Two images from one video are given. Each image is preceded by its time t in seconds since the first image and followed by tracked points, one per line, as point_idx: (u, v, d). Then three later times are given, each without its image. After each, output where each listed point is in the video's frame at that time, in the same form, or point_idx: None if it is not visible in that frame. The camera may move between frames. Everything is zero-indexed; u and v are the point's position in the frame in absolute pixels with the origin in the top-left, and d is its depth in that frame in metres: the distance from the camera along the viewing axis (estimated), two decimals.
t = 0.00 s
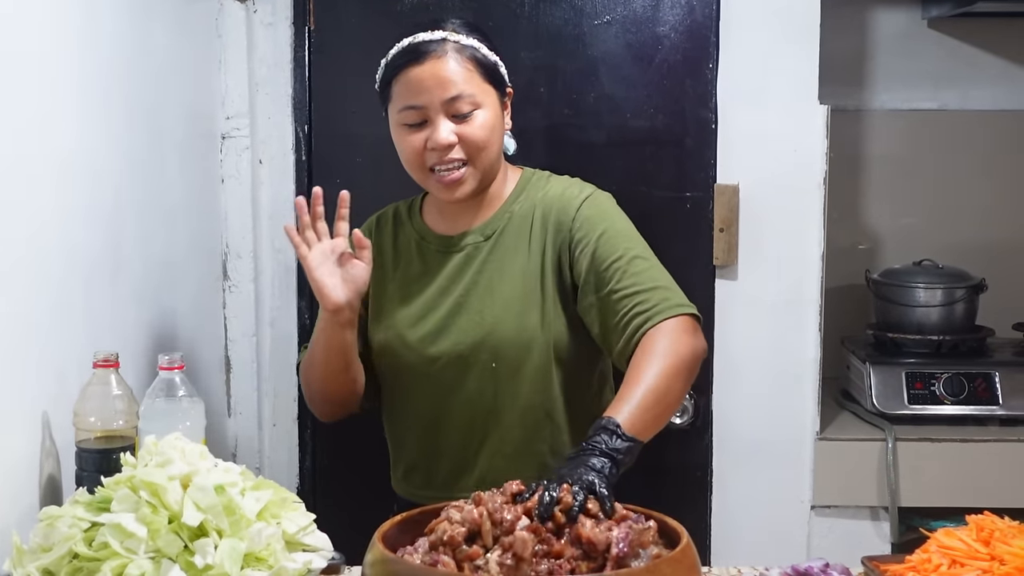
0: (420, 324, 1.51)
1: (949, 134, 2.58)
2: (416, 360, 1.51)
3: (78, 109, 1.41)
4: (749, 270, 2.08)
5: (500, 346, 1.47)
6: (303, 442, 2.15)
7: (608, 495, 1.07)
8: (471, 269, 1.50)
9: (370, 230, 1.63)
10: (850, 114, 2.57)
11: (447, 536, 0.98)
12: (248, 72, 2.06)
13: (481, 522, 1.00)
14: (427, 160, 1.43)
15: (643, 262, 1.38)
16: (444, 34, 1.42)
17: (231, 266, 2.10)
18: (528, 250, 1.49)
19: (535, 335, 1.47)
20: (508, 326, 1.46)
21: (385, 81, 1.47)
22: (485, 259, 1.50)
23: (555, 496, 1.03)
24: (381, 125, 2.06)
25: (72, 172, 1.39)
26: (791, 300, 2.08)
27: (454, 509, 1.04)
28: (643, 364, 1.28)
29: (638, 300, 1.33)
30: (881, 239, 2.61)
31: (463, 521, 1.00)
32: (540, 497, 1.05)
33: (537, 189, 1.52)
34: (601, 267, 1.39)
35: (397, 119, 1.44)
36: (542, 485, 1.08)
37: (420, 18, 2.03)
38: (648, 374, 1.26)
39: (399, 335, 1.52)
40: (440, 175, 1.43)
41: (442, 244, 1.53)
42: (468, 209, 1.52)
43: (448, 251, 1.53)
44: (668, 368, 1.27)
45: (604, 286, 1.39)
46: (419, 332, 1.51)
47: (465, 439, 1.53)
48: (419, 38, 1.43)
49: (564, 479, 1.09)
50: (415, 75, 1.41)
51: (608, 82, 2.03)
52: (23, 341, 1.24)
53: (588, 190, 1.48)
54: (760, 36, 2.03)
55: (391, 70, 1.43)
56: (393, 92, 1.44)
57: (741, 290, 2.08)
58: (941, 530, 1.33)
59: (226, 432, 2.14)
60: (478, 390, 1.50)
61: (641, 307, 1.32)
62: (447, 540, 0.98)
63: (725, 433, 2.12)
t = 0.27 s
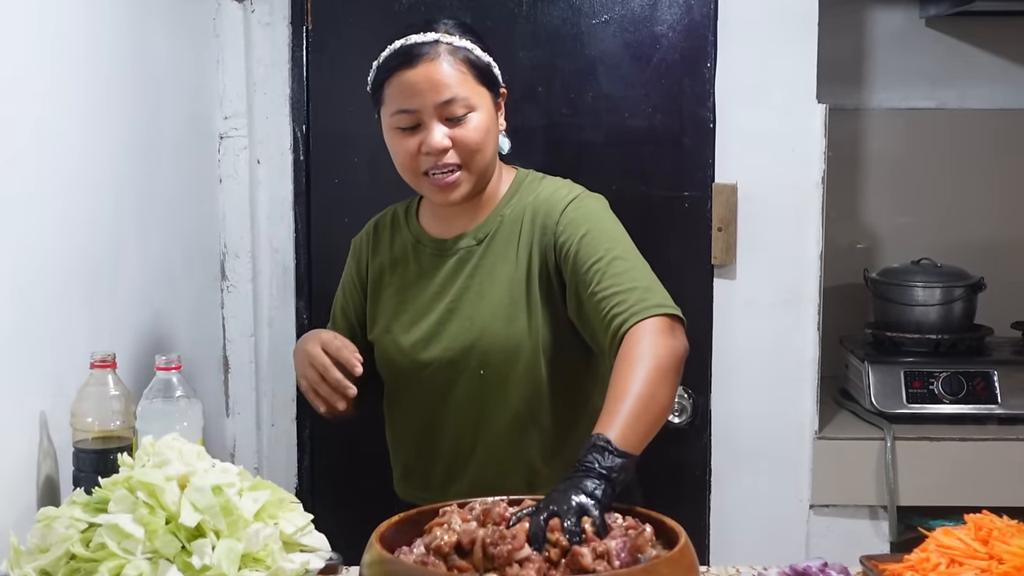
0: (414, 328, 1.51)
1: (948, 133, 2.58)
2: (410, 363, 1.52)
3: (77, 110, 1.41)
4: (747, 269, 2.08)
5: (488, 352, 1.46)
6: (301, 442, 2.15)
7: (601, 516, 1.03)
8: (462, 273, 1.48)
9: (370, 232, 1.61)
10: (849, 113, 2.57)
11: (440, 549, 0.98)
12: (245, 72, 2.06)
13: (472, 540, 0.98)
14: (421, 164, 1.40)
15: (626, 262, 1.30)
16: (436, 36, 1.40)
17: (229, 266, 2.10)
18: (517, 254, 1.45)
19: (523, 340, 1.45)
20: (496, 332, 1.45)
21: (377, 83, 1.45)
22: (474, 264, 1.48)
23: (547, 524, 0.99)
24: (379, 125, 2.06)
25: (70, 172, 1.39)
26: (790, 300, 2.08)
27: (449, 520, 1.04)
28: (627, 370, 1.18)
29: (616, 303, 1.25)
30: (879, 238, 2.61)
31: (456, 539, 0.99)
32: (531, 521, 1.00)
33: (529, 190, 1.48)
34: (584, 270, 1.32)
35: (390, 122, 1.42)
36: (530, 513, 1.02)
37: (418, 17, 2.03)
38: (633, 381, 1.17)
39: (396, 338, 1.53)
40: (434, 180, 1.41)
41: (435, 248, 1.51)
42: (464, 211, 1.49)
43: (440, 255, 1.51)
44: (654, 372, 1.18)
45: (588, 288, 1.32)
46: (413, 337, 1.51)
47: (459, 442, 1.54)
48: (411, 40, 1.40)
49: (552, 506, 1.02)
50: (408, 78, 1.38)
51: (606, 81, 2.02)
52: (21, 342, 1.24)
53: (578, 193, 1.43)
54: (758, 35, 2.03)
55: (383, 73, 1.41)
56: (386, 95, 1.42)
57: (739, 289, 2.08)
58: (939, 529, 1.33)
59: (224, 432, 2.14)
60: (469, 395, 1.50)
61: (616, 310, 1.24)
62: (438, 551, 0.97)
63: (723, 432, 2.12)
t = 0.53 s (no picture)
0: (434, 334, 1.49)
1: (947, 133, 2.58)
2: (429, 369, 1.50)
3: (76, 110, 1.41)
4: (746, 269, 2.08)
5: (501, 360, 1.42)
6: (301, 441, 2.15)
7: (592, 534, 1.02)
8: (479, 280, 1.45)
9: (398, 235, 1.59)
10: (848, 114, 2.57)
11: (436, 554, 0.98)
12: (245, 71, 2.06)
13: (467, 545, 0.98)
14: (439, 172, 1.38)
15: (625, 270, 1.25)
16: (450, 41, 1.36)
17: (229, 265, 2.10)
18: (531, 260, 1.41)
19: (535, 349, 1.42)
20: (508, 339, 1.42)
21: (393, 91, 1.42)
22: (489, 272, 1.44)
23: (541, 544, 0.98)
24: (379, 124, 2.06)
25: (70, 172, 1.39)
26: (789, 300, 2.08)
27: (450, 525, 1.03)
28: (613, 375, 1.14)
29: (604, 311, 1.20)
30: (878, 238, 2.61)
31: (451, 544, 0.98)
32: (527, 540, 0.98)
33: (547, 197, 1.43)
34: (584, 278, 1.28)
35: (407, 130, 1.40)
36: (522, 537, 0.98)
37: (417, 17, 2.03)
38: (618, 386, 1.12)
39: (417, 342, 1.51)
40: (452, 187, 1.39)
41: (456, 252, 1.48)
42: (484, 217, 1.46)
43: (460, 260, 1.48)
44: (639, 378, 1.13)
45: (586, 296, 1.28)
46: (433, 343, 1.49)
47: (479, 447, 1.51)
48: (425, 46, 1.37)
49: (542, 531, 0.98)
50: (422, 86, 1.35)
51: (605, 81, 2.02)
52: (20, 341, 1.24)
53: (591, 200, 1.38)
54: (757, 35, 2.03)
55: (398, 81, 1.38)
56: (402, 103, 1.40)
57: (738, 289, 2.08)
58: (938, 529, 1.33)
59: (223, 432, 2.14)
60: (485, 403, 1.47)
61: (606, 317, 1.20)
62: (433, 555, 0.97)
63: (722, 432, 2.12)
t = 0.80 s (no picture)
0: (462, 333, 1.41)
1: (947, 131, 2.58)
2: (454, 370, 1.42)
3: (77, 111, 1.41)
4: (747, 268, 2.08)
5: (531, 356, 1.34)
6: (301, 441, 2.15)
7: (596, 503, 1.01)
8: (508, 274, 1.38)
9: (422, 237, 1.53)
10: (848, 112, 2.57)
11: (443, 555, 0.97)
12: (245, 71, 2.06)
13: (473, 547, 0.97)
14: (463, 172, 1.33)
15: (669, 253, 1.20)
16: (472, 40, 1.31)
17: (229, 265, 2.09)
18: (564, 252, 1.35)
19: (566, 343, 1.34)
20: (539, 332, 1.34)
21: (414, 91, 1.37)
22: (519, 266, 1.38)
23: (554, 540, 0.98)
24: (379, 124, 2.06)
25: (70, 171, 1.39)
26: (789, 299, 2.08)
27: (457, 525, 1.02)
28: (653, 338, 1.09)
29: (654, 287, 1.15)
30: (879, 237, 2.61)
31: (458, 545, 0.98)
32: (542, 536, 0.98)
33: (576, 192, 1.38)
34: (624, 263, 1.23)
35: (430, 131, 1.35)
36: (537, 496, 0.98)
37: (417, 16, 2.03)
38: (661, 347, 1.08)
39: (440, 343, 1.43)
40: (476, 187, 1.34)
41: (482, 249, 1.42)
42: (511, 214, 1.40)
43: (488, 256, 1.41)
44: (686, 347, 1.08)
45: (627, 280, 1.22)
46: (458, 342, 1.41)
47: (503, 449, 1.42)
48: (446, 45, 1.32)
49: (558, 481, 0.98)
50: (444, 85, 1.30)
51: (605, 80, 2.02)
52: (21, 341, 1.24)
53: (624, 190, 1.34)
54: (757, 34, 2.03)
55: (419, 81, 1.33)
56: (424, 103, 1.35)
57: (738, 288, 2.08)
58: (939, 529, 1.34)
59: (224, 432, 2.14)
60: (512, 402, 1.38)
61: (661, 293, 1.13)
62: (439, 555, 0.97)
63: (723, 431, 2.12)
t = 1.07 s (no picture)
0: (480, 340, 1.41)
1: (947, 129, 2.58)
2: (472, 378, 1.42)
3: (77, 110, 1.41)
4: (747, 266, 2.08)
5: (546, 367, 1.35)
6: (302, 440, 2.15)
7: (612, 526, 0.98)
8: (524, 284, 1.38)
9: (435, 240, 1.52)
10: (848, 111, 2.57)
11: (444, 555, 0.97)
12: (244, 70, 2.06)
13: (475, 548, 0.97)
14: (476, 174, 1.33)
15: (666, 271, 1.19)
16: (483, 41, 1.30)
17: (229, 265, 2.09)
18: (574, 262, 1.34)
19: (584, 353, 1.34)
20: (554, 345, 1.34)
21: (427, 92, 1.37)
22: (534, 273, 1.38)
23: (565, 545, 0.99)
24: (379, 123, 2.06)
25: (70, 171, 1.39)
26: (790, 297, 2.08)
27: (459, 526, 1.03)
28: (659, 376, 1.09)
29: (647, 314, 1.15)
30: (879, 236, 2.61)
31: (459, 546, 0.97)
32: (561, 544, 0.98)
33: (588, 194, 1.37)
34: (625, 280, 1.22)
35: (443, 133, 1.34)
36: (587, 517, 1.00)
37: (417, 15, 2.03)
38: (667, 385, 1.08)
39: (457, 350, 1.43)
40: (491, 188, 1.34)
41: (497, 255, 1.41)
42: (525, 217, 1.40)
43: (504, 263, 1.41)
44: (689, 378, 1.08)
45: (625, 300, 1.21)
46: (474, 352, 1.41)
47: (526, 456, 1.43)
48: (458, 46, 1.32)
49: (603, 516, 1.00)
50: (456, 87, 1.30)
51: (605, 79, 2.02)
52: (21, 342, 1.24)
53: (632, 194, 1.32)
54: (757, 32, 2.03)
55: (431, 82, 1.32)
56: (436, 104, 1.34)
57: (739, 286, 2.08)
58: (941, 526, 1.33)
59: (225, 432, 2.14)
60: (530, 412, 1.39)
61: (650, 320, 1.14)
62: (441, 555, 0.97)
63: (724, 429, 2.12)
